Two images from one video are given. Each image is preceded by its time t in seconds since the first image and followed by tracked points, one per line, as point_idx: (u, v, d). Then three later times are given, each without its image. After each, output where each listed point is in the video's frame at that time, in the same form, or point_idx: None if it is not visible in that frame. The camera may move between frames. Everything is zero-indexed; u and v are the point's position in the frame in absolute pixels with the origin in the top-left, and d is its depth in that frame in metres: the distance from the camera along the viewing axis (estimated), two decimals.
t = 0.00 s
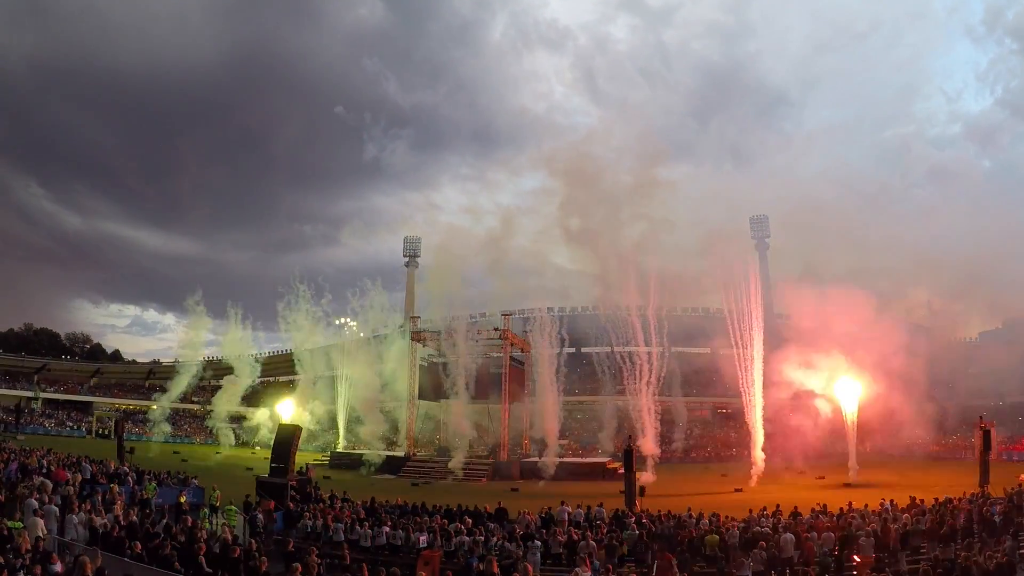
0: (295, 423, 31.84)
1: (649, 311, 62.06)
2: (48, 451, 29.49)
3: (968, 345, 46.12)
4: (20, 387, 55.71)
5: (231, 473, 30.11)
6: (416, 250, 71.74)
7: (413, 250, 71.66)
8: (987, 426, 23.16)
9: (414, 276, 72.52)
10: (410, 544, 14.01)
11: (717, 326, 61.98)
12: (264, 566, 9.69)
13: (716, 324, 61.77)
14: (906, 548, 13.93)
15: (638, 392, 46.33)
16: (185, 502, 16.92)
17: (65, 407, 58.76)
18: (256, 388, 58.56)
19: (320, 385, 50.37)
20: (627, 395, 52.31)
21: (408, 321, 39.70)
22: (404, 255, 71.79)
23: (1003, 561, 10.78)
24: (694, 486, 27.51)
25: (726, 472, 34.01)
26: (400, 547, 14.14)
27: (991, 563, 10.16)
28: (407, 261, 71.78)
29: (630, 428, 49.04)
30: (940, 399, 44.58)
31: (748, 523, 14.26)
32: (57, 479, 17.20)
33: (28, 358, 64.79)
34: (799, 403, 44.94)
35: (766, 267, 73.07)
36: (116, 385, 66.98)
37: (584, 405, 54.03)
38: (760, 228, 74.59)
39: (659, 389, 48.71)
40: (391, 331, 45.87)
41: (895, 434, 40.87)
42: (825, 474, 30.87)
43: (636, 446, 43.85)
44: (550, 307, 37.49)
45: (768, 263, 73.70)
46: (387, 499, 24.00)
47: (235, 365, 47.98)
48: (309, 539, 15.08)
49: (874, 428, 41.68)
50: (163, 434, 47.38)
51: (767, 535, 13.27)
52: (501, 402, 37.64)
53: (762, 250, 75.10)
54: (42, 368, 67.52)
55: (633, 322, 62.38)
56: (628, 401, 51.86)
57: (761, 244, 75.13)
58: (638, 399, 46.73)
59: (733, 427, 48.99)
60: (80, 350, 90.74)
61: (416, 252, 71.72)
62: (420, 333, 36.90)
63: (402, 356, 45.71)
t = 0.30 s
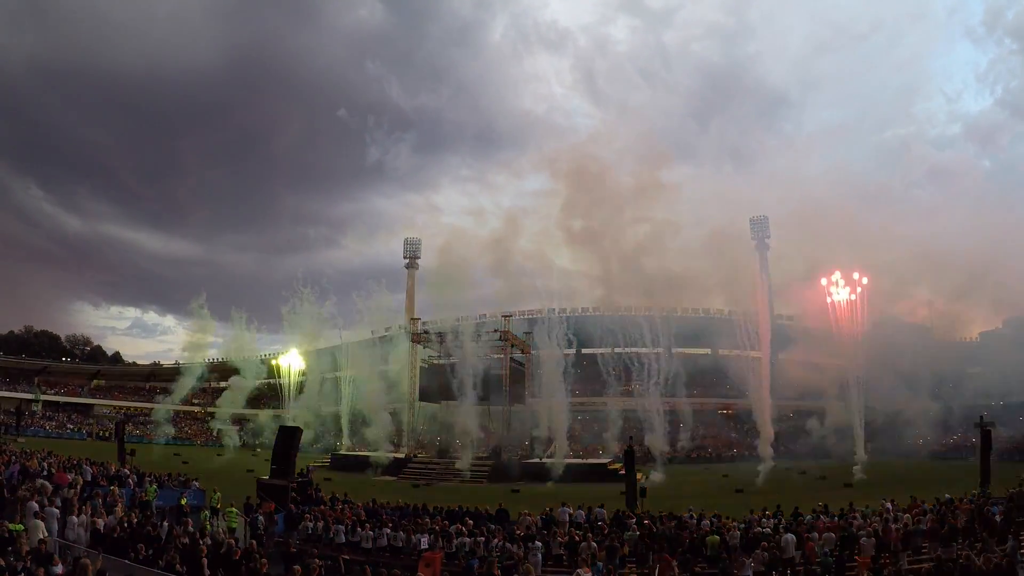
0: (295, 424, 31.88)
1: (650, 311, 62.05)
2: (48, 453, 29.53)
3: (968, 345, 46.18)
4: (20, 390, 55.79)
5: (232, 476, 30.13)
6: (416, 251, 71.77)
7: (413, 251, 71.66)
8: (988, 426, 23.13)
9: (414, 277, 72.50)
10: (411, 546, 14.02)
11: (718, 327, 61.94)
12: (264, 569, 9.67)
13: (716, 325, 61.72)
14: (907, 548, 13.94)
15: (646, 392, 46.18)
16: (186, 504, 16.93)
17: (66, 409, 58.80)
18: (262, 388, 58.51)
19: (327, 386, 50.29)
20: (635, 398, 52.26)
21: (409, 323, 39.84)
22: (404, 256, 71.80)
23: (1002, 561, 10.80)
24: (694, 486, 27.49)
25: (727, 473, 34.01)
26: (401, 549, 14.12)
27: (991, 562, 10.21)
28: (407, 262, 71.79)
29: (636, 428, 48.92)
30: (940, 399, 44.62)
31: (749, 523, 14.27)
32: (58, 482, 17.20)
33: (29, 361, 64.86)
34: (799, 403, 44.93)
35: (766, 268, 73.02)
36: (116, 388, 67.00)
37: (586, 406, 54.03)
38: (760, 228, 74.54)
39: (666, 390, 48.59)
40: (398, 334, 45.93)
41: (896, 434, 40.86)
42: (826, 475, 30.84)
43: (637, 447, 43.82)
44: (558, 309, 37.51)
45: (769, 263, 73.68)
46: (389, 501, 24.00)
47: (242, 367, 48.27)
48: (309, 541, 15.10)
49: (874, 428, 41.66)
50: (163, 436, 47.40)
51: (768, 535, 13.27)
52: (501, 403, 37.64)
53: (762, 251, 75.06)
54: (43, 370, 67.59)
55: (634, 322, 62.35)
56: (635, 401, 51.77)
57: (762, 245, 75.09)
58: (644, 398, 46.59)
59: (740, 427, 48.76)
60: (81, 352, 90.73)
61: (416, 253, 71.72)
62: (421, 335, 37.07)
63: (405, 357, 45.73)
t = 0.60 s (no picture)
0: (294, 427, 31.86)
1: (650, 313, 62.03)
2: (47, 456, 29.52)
3: (969, 345, 46.21)
4: (20, 393, 55.81)
5: (232, 479, 30.11)
6: (416, 254, 71.79)
7: (413, 253, 71.71)
8: (988, 426, 23.06)
9: (413, 279, 72.47)
10: (411, 549, 13.99)
11: (718, 328, 61.98)
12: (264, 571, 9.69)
13: (717, 326, 61.74)
14: (908, 548, 13.95)
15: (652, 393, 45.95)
16: (186, 507, 16.91)
17: (65, 412, 58.82)
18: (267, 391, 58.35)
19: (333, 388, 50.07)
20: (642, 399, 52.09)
21: (408, 325, 40.01)
22: (404, 258, 71.82)
23: (1002, 561, 10.80)
24: (694, 488, 27.40)
25: (727, 474, 33.95)
26: (401, 551, 14.09)
27: (991, 561, 10.21)
28: (406, 265, 71.80)
29: (638, 429, 48.82)
30: (941, 399, 44.63)
31: (749, 524, 14.27)
32: (58, 485, 17.19)
33: (29, 364, 64.89)
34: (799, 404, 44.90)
35: (766, 269, 72.96)
36: (116, 391, 67.01)
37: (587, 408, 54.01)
38: (760, 230, 74.54)
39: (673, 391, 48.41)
40: (403, 335, 45.69)
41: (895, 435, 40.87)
42: (827, 476, 30.73)
43: (637, 449, 43.72)
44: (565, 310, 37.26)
45: (769, 264, 73.63)
46: (389, 504, 24.01)
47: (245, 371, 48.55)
48: (310, 544, 15.08)
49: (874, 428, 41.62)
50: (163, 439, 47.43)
51: (768, 536, 13.27)
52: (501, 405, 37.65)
53: (762, 253, 75.04)
54: (42, 373, 67.59)
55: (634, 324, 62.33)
56: (638, 403, 51.70)
57: (761, 246, 75.07)
58: (651, 400, 46.42)
59: (743, 428, 48.67)
60: (80, 356, 90.63)
61: (416, 255, 71.75)
62: (420, 338, 37.26)
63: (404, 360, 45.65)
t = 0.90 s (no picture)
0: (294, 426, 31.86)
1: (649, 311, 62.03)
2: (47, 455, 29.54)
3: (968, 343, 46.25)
4: (21, 392, 55.85)
5: (232, 477, 30.14)
6: (415, 253, 71.80)
7: (413, 252, 71.70)
8: (988, 425, 23.06)
9: (413, 277, 72.42)
10: (411, 547, 14.02)
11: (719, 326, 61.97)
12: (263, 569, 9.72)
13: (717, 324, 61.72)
14: (908, 547, 13.97)
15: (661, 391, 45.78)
16: (186, 506, 16.92)
17: (66, 411, 58.86)
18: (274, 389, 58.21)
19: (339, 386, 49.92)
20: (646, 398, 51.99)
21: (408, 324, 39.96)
22: (404, 257, 71.79)
23: (1001, 560, 10.81)
24: (694, 486, 27.40)
25: (726, 472, 33.99)
26: (402, 550, 14.11)
27: (990, 560, 10.20)
28: (406, 263, 71.77)
29: (640, 427, 48.78)
30: (941, 397, 44.69)
31: (749, 523, 14.29)
32: (58, 484, 17.22)
33: (29, 363, 64.93)
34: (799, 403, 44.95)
35: (766, 268, 72.95)
36: (116, 390, 67.04)
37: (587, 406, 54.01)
38: (759, 228, 74.50)
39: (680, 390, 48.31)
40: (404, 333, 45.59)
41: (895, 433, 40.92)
42: (827, 474, 30.74)
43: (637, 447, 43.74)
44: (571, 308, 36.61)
45: (769, 263, 73.59)
46: (389, 502, 24.00)
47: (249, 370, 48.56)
48: (310, 543, 15.10)
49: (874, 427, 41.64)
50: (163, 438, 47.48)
51: (767, 534, 13.28)
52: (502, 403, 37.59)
53: (762, 251, 75.02)
54: (42, 372, 67.62)
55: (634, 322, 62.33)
56: (638, 402, 51.75)
57: (761, 245, 75.06)
58: (659, 399, 46.30)
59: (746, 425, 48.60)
60: (80, 355, 90.63)
61: (416, 254, 71.73)
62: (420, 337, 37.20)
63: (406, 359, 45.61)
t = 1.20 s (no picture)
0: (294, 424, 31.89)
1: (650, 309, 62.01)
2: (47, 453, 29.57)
3: (969, 341, 46.25)
4: (20, 390, 55.89)
5: (232, 475, 30.16)
6: (415, 250, 71.77)
7: (413, 249, 71.66)
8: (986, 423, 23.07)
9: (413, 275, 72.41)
10: (410, 545, 14.03)
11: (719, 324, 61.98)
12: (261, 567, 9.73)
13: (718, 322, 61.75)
14: (907, 545, 13.98)
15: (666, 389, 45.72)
16: (186, 503, 16.91)
17: (66, 409, 58.88)
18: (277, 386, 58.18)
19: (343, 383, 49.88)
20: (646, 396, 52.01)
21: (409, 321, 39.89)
22: (404, 254, 71.78)
23: (1001, 558, 10.83)
24: (693, 484, 27.41)
25: (725, 470, 34.05)
26: (401, 547, 14.12)
27: (990, 559, 10.21)
28: (406, 260, 71.75)
29: (642, 424, 48.78)
30: (941, 395, 44.70)
31: (748, 521, 14.31)
32: (57, 481, 17.24)
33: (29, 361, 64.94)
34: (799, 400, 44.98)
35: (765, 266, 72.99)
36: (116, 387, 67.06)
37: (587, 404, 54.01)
38: (759, 226, 74.52)
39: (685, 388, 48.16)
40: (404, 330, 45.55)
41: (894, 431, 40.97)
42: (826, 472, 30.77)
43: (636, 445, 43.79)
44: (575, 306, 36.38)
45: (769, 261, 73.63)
46: (389, 500, 24.00)
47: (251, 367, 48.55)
48: (309, 540, 15.11)
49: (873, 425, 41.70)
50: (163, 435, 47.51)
51: (766, 533, 13.29)
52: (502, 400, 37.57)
53: (762, 249, 75.05)
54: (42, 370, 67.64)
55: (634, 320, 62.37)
56: (638, 400, 51.78)
57: (761, 242, 75.08)
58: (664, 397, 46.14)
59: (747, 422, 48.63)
60: (81, 353, 90.67)
61: (416, 251, 71.69)
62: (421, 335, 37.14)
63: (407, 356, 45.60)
